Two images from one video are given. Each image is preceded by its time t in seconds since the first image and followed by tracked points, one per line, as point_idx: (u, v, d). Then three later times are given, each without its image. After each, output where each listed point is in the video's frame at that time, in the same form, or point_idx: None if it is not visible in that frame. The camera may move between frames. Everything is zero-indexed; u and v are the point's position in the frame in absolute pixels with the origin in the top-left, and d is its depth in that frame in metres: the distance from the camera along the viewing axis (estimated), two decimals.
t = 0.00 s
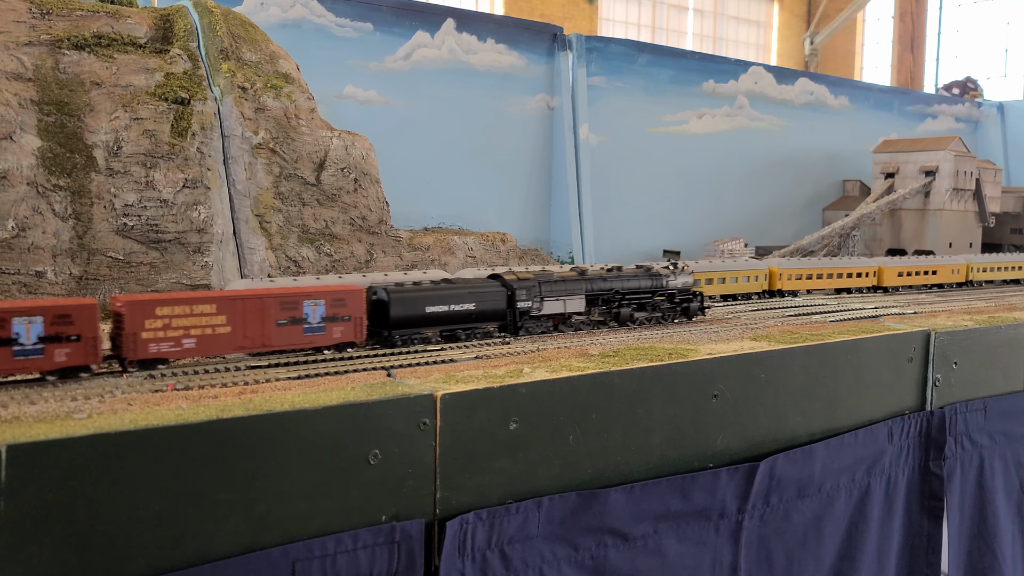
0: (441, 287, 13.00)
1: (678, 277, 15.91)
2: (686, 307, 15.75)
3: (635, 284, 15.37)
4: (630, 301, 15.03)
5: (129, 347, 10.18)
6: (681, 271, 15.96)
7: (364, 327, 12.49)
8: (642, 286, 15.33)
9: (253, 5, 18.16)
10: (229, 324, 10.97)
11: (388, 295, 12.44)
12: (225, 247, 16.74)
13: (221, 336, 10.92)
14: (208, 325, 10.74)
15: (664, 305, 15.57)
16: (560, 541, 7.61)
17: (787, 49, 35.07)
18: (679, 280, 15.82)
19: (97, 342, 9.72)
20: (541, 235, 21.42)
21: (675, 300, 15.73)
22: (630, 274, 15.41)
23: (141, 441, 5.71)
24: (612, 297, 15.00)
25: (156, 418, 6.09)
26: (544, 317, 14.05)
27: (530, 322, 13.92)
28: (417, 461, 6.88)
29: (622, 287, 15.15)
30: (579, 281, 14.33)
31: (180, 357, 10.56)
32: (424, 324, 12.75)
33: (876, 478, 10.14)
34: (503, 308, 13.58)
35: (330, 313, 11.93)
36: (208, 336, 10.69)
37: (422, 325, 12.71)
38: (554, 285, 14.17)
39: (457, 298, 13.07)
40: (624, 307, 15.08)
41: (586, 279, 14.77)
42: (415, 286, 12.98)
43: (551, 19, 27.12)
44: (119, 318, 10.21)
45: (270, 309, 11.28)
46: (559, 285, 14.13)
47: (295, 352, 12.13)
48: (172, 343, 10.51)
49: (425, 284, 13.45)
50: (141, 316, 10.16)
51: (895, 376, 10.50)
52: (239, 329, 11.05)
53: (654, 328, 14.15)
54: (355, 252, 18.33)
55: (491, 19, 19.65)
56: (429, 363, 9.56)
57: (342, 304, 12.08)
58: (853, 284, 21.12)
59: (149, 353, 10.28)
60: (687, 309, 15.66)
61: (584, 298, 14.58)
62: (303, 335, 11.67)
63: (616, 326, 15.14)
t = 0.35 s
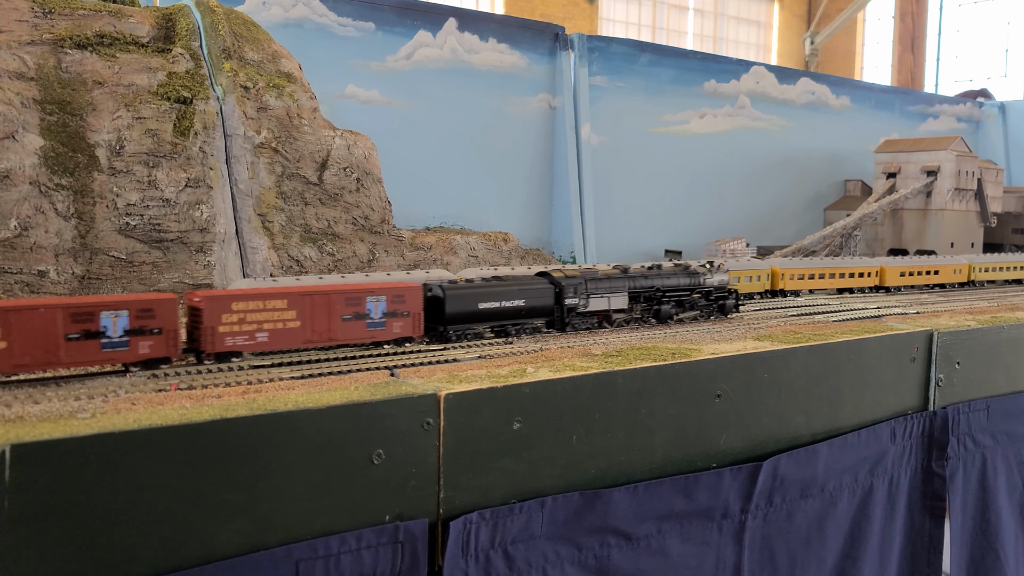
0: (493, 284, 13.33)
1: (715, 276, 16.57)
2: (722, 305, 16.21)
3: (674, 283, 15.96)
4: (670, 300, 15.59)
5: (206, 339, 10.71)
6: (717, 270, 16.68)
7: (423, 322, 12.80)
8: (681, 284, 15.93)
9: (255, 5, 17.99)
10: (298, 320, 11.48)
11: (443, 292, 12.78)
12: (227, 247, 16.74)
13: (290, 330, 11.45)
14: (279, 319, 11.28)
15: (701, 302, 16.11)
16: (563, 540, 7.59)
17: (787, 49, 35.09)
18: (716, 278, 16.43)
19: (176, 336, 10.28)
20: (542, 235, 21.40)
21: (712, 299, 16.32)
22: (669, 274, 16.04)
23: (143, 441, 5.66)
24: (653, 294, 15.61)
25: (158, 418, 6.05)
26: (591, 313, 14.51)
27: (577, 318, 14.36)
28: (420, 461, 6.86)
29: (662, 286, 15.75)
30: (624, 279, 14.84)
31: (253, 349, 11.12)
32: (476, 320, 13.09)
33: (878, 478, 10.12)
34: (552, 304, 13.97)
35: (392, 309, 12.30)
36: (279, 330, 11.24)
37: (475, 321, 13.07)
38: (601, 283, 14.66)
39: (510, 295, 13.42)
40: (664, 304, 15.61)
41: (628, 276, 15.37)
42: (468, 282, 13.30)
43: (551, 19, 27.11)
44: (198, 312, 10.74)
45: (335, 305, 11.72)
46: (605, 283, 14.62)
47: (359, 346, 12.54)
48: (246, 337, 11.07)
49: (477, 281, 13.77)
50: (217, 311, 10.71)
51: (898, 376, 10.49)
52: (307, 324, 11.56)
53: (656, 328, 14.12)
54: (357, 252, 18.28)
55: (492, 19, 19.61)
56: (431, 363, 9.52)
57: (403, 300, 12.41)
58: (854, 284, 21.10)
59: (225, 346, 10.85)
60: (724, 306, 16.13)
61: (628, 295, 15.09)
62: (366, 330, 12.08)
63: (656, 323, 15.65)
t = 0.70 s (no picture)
0: (539, 281, 14.04)
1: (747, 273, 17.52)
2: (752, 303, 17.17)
3: (709, 280, 16.69)
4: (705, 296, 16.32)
5: (275, 334, 11.32)
6: (750, 268, 17.68)
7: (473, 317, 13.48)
8: (716, 282, 16.76)
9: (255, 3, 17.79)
10: (359, 315, 12.05)
11: (493, 289, 13.49)
12: (229, 246, 16.73)
13: (352, 325, 12.00)
14: (342, 315, 11.84)
15: (732, 300, 17.04)
16: (566, 540, 7.55)
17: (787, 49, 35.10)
18: (749, 277, 17.41)
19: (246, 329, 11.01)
20: (543, 234, 21.38)
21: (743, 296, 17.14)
22: (704, 272, 16.75)
23: (146, 440, 5.62)
24: (690, 292, 16.36)
25: (162, 417, 6.02)
26: (632, 310, 15.15)
27: (619, 314, 15.00)
28: (424, 461, 6.83)
29: (697, 283, 16.47)
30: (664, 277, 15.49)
31: (318, 344, 11.66)
32: (523, 315, 13.81)
33: (881, 478, 10.10)
34: (594, 300, 14.67)
35: (445, 305, 12.93)
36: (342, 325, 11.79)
37: (523, 316, 13.81)
38: (641, 281, 15.29)
39: (555, 291, 14.13)
40: (699, 301, 16.38)
41: (667, 274, 16.07)
42: (515, 279, 14.02)
43: (552, 18, 27.10)
44: (267, 308, 11.36)
45: (393, 301, 12.30)
46: (646, 281, 15.24)
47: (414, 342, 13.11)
48: (312, 331, 11.62)
49: (522, 278, 14.50)
50: (286, 306, 11.28)
51: (901, 376, 10.48)
52: (368, 320, 12.10)
53: (658, 328, 14.09)
54: (359, 250, 18.38)
55: (493, 18, 19.58)
56: (434, 363, 9.48)
57: (454, 297, 13.04)
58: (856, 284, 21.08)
59: (292, 340, 11.44)
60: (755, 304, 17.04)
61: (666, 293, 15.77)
62: (422, 326, 12.65)
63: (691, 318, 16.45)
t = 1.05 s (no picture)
0: (582, 278, 14.52)
1: (779, 271, 17.85)
2: (784, 300, 17.42)
3: (741, 278, 17.17)
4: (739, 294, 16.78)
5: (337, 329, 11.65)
6: (780, 265, 18.04)
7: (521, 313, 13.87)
8: (748, 279, 17.17)
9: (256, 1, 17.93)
10: (415, 311, 12.40)
11: (539, 285, 14.00)
12: (229, 245, 16.72)
13: (408, 321, 12.37)
14: (399, 311, 12.20)
15: (765, 297, 17.35)
16: (566, 540, 7.52)
17: (787, 48, 35.10)
18: (780, 273, 17.71)
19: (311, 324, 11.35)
20: (543, 234, 21.36)
21: (776, 294, 17.52)
22: (736, 270, 17.26)
23: (145, 440, 5.60)
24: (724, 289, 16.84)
25: (160, 417, 5.99)
26: (669, 306, 15.63)
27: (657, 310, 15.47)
28: (424, 461, 6.81)
29: (731, 281, 16.97)
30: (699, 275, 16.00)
31: (377, 338, 12.01)
32: (567, 312, 14.30)
33: (882, 478, 10.08)
34: (634, 297, 15.17)
35: (495, 301, 13.31)
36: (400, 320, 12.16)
37: (567, 312, 14.29)
38: (678, 278, 15.84)
39: (598, 288, 14.62)
40: (733, 298, 16.84)
41: (701, 272, 16.59)
42: (560, 277, 14.51)
43: (551, 18, 27.09)
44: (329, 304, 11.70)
45: (447, 298, 12.66)
46: (682, 278, 15.80)
47: (430, 340, 13.17)
48: (371, 326, 11.96)
49: (565, 276, 15.00)
50: (347, 302, 11.60)
51: (901, 376, 10.46)
52: (422, 315, 12.49)
53: (657, 327, 14.07)
54: (359, 250, 18.37)
55: (493, 17, 19.55)
56: (434, 363, 9.44)
57: (503, 294, 13.41)
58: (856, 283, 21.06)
59: (352, 335, 11.77)
60: (786, 300, 17.34)
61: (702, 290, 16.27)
62: (473, 321, 13.03)
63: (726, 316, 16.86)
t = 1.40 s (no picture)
0: (623, 277, 15.08)
1: (807, 269, 18.68)
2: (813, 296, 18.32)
3: (772, 276, 17.80)
4: (770, 292, 17.50)
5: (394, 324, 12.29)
6: (808, 263, 18.84)
7: (565, 310, 14.42)
8: (780, 277, 17.92)
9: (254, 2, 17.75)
10: (466, 308, 12.99)
11: (583, 283, 14.43)
12: (229, 245, 16.74)
13: (460, 316, 12.94)
14: (452, 307, 12.80)
15: (795, 293, 18.16)
16: (566, 540, 7.54)
17: (787, 48, 35.12)
18: (810, 271, 18.51)
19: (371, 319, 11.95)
20: (543, 234, 21.37)
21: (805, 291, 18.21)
22: (768, 269, 17.90)
23: (145, 440, 5.60)
24: (756, 287, 17.58)
25: (160, 417, 6.00)
26: (704, 303, 16.28)
27: (692, 308, 16.10)
28: (424, 461, 6.82)
29: (762, 279, 17.64)
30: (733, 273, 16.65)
31: (430, 333, 12.59)
32: (608, 309, 14.86)
33: (881, 478, 10.08)
34: (671, 294, 15.71)
35: (540, 298, 13.90)
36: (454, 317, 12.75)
37: (608, 309, 14.82)
38: (711, 277, 16.49)
39: (638, 286, 15.13)
40: (764, 295, 17.57)
41: (735, 271, 17.26)
42: (601, 275, 14.98)
43: (551, 18, 27.10)
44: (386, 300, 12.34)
45: (496, 295, 13.23)
46: (715, 277, 16.38)
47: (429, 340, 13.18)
48: (425, 322, 12.56)
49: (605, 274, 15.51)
50: (403, 298, 12.23)
51: (901, 376, 10.48)
52: (474, 311, 13.08)
53: (657, 327, 14.08)
54: (359, 250, 18.43)
55: (493, 17, 19.57)
56: (433, 362, 9.43)
57: (549, 291, 14.00)
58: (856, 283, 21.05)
59: (409, 331, 12.38)
60: (816, 297, 18.21)
61: (734, 288, 16.96)
62: (520, 317, 13.57)
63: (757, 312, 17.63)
